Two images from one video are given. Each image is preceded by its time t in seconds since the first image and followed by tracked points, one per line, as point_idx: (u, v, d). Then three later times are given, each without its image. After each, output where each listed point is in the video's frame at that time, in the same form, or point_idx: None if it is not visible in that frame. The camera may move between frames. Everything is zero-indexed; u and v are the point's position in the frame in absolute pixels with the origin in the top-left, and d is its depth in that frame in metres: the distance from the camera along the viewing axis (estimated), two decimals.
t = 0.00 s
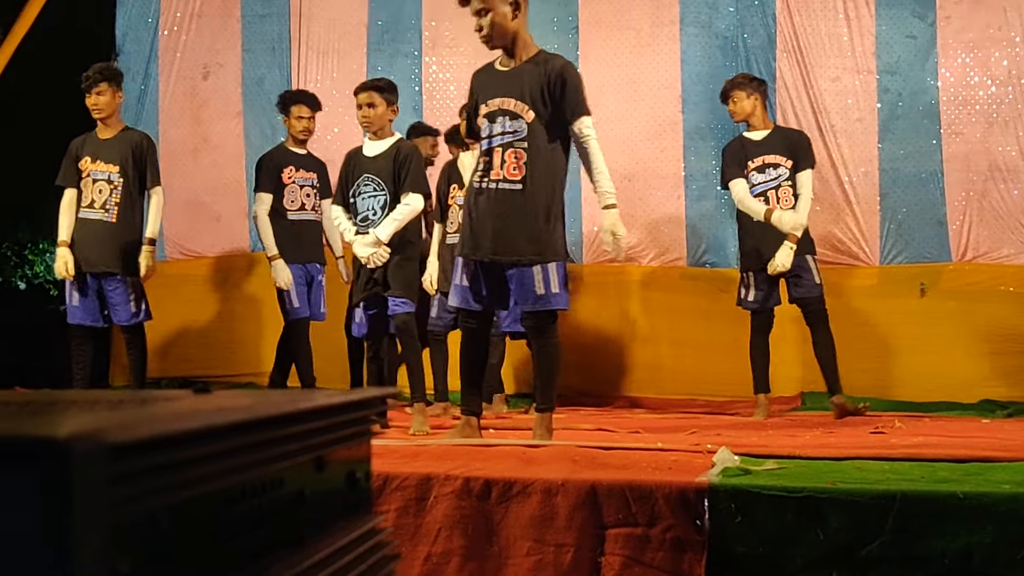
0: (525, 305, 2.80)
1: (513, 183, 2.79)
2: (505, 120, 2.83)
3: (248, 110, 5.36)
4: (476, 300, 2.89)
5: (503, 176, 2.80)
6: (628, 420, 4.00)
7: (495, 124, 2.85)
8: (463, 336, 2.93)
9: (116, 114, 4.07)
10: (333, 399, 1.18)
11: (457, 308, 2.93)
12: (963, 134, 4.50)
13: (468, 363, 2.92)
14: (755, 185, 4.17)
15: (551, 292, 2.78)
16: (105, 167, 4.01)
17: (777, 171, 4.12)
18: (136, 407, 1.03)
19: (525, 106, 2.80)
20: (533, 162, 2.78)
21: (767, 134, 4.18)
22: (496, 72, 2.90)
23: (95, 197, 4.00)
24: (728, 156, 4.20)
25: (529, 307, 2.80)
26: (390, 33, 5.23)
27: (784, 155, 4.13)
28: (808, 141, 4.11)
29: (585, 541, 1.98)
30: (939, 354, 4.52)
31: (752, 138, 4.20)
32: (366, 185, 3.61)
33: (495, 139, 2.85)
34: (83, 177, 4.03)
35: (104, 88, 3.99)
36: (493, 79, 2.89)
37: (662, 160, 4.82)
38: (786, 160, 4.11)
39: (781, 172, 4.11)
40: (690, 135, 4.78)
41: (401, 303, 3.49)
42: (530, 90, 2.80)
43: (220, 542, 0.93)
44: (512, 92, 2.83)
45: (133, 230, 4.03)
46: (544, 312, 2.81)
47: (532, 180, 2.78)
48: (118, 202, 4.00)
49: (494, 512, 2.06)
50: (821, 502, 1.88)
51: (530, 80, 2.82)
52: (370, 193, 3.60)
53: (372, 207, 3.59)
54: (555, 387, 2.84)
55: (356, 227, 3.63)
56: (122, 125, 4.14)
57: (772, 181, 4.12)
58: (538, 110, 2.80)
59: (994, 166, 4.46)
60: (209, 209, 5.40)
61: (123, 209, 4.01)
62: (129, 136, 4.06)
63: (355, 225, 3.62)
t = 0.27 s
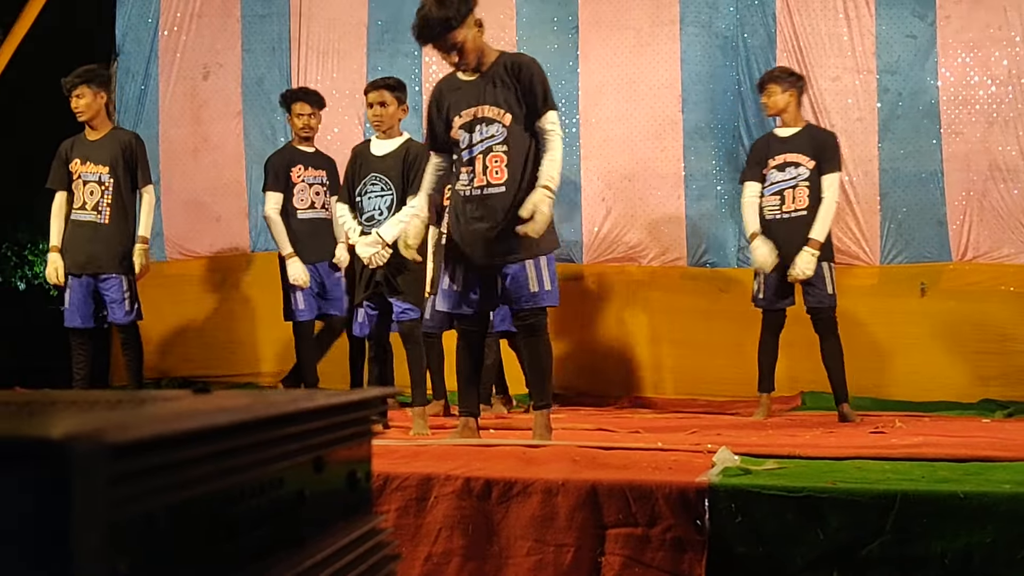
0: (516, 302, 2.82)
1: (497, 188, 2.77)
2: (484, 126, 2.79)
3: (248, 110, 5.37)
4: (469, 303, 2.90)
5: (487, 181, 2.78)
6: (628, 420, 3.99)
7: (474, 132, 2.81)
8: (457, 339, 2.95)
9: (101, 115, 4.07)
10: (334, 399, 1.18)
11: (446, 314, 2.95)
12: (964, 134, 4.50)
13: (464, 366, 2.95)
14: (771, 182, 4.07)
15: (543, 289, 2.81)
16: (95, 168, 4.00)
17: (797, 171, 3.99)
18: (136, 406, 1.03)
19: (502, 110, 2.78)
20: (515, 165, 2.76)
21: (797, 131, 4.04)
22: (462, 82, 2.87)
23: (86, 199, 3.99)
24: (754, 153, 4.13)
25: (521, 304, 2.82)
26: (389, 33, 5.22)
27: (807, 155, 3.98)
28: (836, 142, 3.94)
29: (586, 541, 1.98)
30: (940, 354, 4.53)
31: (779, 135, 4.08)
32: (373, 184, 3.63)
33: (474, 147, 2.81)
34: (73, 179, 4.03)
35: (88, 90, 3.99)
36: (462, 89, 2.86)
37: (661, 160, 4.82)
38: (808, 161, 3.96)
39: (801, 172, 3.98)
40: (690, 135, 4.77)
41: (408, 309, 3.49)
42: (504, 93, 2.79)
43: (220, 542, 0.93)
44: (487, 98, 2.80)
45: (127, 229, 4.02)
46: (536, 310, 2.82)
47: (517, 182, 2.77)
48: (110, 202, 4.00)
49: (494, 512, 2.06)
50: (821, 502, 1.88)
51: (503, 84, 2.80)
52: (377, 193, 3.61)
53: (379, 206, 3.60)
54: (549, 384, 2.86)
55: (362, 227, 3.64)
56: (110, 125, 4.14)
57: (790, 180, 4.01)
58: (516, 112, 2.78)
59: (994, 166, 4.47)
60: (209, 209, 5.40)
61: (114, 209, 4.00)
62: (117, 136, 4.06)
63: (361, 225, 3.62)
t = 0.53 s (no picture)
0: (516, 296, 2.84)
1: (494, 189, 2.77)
2: (474, 130, 2.79)
3: (252, 110, 5.37)
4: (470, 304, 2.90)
5: (484, 184, 2.78)
6: (633, 420, 3.99)
7: (464, 136, 2.81)
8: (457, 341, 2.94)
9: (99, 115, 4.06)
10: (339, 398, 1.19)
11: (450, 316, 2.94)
12: (968, 134, 4.50)
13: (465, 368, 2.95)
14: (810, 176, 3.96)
15: (544, 283, 2.84)
16: (98, 169, 4.00)
17: (835, 166, 3.87)
18: (139, 406, 1.03)
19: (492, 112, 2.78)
20: (508, 165, 2.76)
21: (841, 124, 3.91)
22: (446, 88, 2.86)
23: (92, 200, 3.98)
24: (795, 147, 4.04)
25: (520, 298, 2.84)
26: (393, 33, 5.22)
27: (848, 151, 3.86)
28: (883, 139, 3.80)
29: (589, 541, 1.98)
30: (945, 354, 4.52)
31: (821, 127, 3.95)
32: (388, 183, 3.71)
33: (466, 151, 2.81)
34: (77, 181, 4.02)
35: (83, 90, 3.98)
36: (448, 95, 2.85)
37: (665, 160, 4.82)
38: (848, 157, 3.84)
39: (839, 168, 3.86)
40: (694, 135, 4.78)
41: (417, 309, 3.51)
42: (491, 93, 2.79)
43: (223, 541, 0.93)
44: (473, 102, 2.79)
45: (133, 228, 4.02)
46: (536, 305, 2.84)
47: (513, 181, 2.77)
48: (115, 202, 3.99)
49: (497, 512, 2.06)
50: (825, 502, 1.88)
51: (490, 84, 2.80)
52: (392, 192, 3.70)
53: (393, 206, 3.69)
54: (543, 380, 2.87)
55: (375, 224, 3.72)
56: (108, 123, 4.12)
57: (828, 176, 3.90)
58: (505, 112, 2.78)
59: (997, 167, 4.47)
60: (213, 209, 5.41)
61: (120, 208, 4.00)
62: (117, 136, 4.05)
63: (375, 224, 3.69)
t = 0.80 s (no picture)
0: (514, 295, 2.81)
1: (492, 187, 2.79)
2: (471, 128, 2.81)
3: (254, 110, 5.37)
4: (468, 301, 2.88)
5: (482, 181, 2.80)
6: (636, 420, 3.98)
7: (461, 134, 2.82)
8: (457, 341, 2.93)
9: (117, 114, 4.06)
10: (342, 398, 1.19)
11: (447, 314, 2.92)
12: (969, 134, 4.50)
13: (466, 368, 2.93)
14: (826, 173, 3.94)
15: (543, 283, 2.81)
16: (110, 168, 3.99)
17: (852, 165, 3.87)
18: (140, 406, 1.03)
19: (490, 110, 2.81)
20: (507, 164, 2.80)
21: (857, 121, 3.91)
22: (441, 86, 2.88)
23: (102, 198, 3.99)
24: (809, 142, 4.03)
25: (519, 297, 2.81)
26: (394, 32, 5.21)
27: (865, 150, 3.86)
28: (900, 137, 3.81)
29: (590, 541, 1.98)
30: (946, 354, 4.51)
31: (839, 123, 3.95)
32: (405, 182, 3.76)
33: (462, 149, 2.82)
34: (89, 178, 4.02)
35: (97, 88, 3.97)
36: (443, 92, 2.86)
37: (667, 160, 4.82)
38: (864, 155, 3.85)
39: (856, 167, 3.86)
40: (695, 135, 4.78)
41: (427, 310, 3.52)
42: (490, 92, 2.82)
43: (224, 542, 0.93)
44: (470, 99, 2.82)
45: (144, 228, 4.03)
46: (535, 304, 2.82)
47: (510, 179, 2.80)
48: (126, 202, 4.00)
49: (498, 512, 2.06)
50: (827, 503, 1.87)
51: (488, 83, 2.83)
52: (407, 192, 3.78)
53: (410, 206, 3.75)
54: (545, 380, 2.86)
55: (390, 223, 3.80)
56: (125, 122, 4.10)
57: (845, 173, 3.89)
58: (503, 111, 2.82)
59: (999, 166, 4.47)
60: (216, 209, 5.42)
61: (131, 208, 4.01)
62: (132, 135, 4.03)
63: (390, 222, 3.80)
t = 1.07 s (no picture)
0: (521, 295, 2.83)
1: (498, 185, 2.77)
2: (481, 125, 2.79)
3: (254, 110, 5.37)
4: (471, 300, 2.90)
5: (488, 179, 2.77)
6: (636, 420, 3.98)
7: (471, 130, 2.81)
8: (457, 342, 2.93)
9: (139, 114, 4.07)
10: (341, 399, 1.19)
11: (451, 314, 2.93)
12: (969, 134, 4.50)
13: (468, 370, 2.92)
14: (838, 170, 3.76)
15: (550, 284, 2.83)
16: (126, 168, 4.01)
17: (868, 160, 3.72)
18: (141, 406, 1.03)
19: (501, 108, 2.79)
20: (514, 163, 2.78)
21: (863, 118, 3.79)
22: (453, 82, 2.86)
23: (115, 198, 4.00)
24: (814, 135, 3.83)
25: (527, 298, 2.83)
26: (394, 32, 5.22)
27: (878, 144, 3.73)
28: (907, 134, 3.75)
29: (591, 541, 1.98)
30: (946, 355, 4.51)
31: (846, 120, 3.80)
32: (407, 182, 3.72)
33: (470, 146, 2.80)
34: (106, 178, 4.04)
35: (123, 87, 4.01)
36: (455, 89, 2.85)
37: (667, 160, 4.83)
38: (881, 150, 3.71)
39: (872, 162, 3.71)
40: (695, 135, 4.78)
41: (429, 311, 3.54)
42: (502, 90, 2.81)
43: (224, 541, 0.93)
44: (482, 96, 2.80)
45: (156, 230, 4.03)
46: (543, 306, 2.83)
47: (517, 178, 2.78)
48: (139, 202, 4.01)
49: (498, 512, 2.06)
50: (827, 503, 1.87)
51: (498, 82, 2.81)
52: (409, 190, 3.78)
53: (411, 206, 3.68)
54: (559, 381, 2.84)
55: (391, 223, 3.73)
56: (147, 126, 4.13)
57: (860, 169, 3.72)
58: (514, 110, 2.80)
59: (999, 167, 4.47)
60: (216, 209, 5.42)
61: (144, 209, 4.01)
62: (150, 138, 4.05)
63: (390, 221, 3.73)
